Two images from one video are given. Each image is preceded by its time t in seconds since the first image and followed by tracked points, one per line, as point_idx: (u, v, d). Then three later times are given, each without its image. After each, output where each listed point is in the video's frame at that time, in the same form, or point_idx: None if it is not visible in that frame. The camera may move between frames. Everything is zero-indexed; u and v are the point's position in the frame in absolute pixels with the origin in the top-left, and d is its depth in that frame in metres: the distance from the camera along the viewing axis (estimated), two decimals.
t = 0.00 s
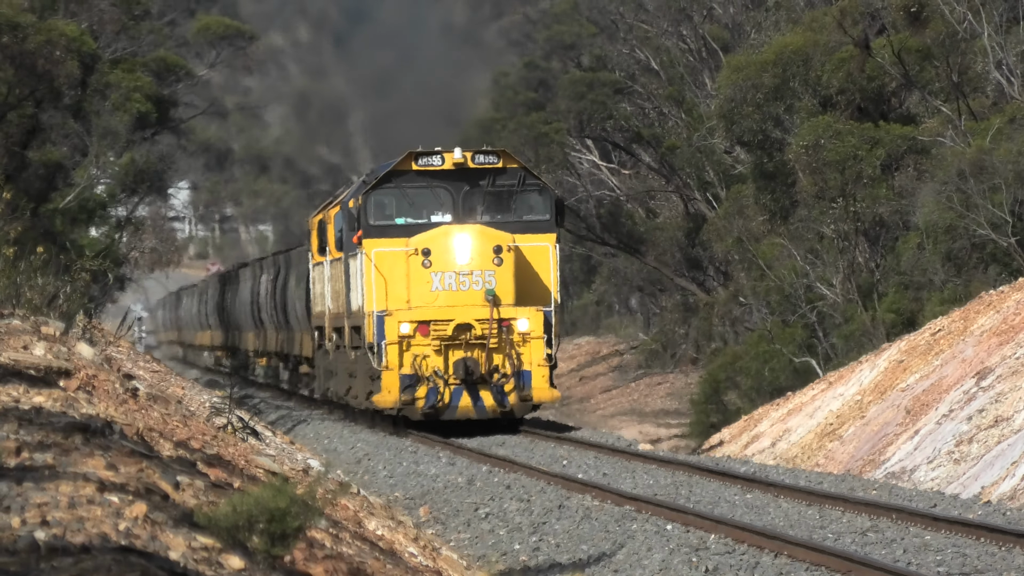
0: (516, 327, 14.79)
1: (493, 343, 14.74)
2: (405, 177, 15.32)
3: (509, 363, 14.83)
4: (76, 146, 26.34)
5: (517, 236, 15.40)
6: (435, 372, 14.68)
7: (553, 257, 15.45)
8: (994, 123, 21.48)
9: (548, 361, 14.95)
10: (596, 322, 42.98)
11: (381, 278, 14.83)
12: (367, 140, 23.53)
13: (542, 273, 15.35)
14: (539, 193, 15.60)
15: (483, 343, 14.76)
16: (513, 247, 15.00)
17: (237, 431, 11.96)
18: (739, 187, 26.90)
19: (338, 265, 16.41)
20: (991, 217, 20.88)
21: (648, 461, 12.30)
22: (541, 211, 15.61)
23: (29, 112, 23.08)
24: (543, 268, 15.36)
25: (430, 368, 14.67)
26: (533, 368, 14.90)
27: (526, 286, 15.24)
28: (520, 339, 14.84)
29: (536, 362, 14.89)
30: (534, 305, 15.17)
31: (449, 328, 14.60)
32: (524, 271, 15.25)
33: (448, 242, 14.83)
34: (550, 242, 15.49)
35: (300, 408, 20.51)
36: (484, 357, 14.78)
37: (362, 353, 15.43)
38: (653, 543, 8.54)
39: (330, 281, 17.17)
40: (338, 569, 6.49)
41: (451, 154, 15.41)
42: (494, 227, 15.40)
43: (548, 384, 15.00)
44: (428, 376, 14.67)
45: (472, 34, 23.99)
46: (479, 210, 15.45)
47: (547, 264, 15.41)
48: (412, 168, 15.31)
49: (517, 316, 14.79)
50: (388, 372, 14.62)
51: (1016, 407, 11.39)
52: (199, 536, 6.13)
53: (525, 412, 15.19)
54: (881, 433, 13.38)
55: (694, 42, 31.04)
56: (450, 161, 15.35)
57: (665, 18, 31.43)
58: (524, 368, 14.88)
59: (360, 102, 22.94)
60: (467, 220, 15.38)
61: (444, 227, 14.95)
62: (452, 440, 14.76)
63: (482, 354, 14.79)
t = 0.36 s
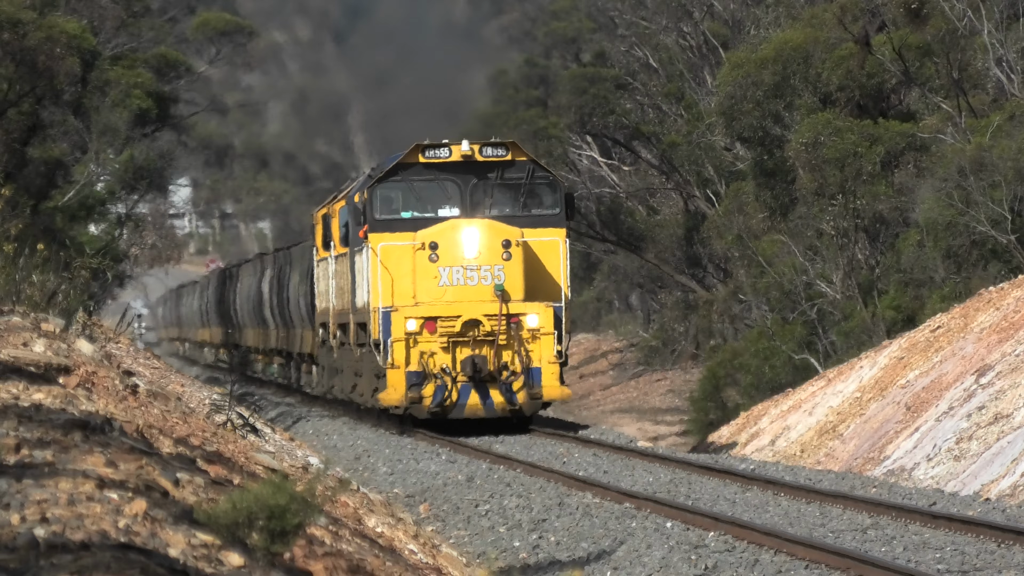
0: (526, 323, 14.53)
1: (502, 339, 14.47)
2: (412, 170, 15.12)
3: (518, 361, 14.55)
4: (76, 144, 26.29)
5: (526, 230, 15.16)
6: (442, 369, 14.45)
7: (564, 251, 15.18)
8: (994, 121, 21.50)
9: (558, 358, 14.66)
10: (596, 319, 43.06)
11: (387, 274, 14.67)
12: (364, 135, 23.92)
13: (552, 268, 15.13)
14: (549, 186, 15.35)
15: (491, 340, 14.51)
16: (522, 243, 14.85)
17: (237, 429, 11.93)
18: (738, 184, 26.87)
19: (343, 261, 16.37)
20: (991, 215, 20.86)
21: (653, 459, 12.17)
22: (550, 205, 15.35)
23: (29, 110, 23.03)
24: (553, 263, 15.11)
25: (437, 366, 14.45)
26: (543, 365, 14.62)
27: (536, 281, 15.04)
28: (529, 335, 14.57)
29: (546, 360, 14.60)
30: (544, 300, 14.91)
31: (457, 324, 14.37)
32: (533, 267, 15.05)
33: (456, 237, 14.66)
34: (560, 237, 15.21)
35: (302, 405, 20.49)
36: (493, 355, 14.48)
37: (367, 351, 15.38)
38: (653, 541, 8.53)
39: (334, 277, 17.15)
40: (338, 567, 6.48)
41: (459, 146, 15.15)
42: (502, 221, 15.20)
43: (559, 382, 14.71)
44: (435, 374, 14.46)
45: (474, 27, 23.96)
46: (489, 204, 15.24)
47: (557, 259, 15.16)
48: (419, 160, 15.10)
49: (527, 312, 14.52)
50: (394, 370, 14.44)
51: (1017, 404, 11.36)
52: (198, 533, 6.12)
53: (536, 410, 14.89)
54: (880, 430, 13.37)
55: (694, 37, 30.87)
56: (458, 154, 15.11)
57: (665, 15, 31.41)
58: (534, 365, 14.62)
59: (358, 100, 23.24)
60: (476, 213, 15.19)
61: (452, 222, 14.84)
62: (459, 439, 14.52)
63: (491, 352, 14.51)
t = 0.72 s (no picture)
0: (537, 324, 14.45)
1: (513, 341, 14.40)
2: (420, 167, 15.05)
3: (528, 362, 14.48)
4: (76, 144, 26.29)
5: (537, 229, 15.09)
6: (451, 371, 14.38)
7: (575, 250, 15.17)
8: (994, 121, 21.49)
9: (569, 360, 14.60)
10: (596, 319, 43.14)
11: (395, 273, 14.62)
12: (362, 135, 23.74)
13: (563, 266, 15.09)
14: (559, 184, 15.31)
15: (501, 341, 14.45)
16: (533, 241, 14.72)
17: (237, 429, 11.93)
18: (738, 185, 26.90)
19: (349, 258, 16.29)
20: (991, 214, 20.84)
21: (651, 460, 12.19)
22: (561, 203, 15.32)
23: (30, 110, 23.02)
24: (564, 261, 15.07)
25: (446, 367, 14.37)
26: (554, 367, 14.57)
27: (546, 279, 14.91)
28: (540, 336, 14.48)
29: (557, 361, 14.54)
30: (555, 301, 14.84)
31: (466, 324, 14.28)
32: (542, 264, 14.90)
33: (465, 235, 14.51)
34: (571, 235, 15.20)
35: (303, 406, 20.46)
36: (503, 355, 14.40)
37: (373, 351, 15.29)
38: (653, 541, 8.53)
39: (340, 276, 17.12)
40: (338, 568, 6.48)
41: (468, 142, 15.08)
42: (513, 219, 15.19)
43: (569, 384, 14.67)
44: (444, 375, 14.39)
45: (476, 27, 23.47)
46: (498, 201, 15.21)
47: (569, 256, 15.15)
48: (428, 156, 15.02)
49: (538, 312, 14.44)
50: (401, 371, 14.32)
51: (1017, 405, 11.35)
52: (198, 533, 6.13)
53: (546, 412, 14.86)
54: (881, 431, 13.36)
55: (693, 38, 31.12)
56: (467, 150, 15.03)
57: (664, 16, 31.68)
58: (545, 368, 14.55)
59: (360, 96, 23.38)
60: (485, 211, 15.15)
61: (461, 220, 14.68)
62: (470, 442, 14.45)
63: (501, 352, 14.43)
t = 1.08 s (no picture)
0: (546, 323, 14.29)
1: (522, 341, 14.25)
2: (427, 163, 14.81)
3: (538, 363, 14.34)
4: (75, 143, 26.31)
5: (546, 226, 14.85)
6: (459, 372, 14.21)
7: (586, 248, 14.96)
8: (994, 121, 21.47)
9: (579, 361, 14.43)
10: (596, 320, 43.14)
11: (401, 272, 14.41)
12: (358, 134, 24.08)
13: (573, 265, 14.92)
14: (569, 180, 15.03)
15: (510, 341, 14.29)
16: (541, 239, 14.57)
17: (236, 428, 11.94)
18: (737, 185, 26.87)
19: (353, 257, 16.20)
20: (990, 214, 20.81)
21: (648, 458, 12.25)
22: (572, 199, 15.05)
23: (29, 110, 23.00)
24: (574, 260, 14.90)
25: (454, 368, 14.21)
26: (563, 368, 14.38)
27: (555, 279, 14.78)
28: (550, 336, 14.32)
29: (566, 362, 14.36)
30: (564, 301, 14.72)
31: (474, 325, 14.13)
32: (551, 263, 14.78)
33: (473, 233, 14.37)
34: (581, 233, 14.97)
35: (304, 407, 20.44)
36: (512, 356, 14.26)
37: (378, 351, 15.16)
38: (651, 541, 8.53)
39: (344, 275, 17.02)
40: (337, 567, 6.53)
41: (476, 137, 14.80)
42: (522, 217, 14.90)
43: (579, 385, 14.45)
44: (452, 377, 14.22)
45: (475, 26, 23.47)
46: (507, 198, 14.93)
47: (579, 256, 14.95)
48: (434, 153, 14.78)
49: (547, 312, 14.29)
50: (408, 372, 14.15)
51: (1016, 405, 11.34)
52: (197, 532, 6.14)
53: (555, 415, 14.66)
54: (880, 431, 13.35)
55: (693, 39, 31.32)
56: (474, 146, 14.76)
57: (663, 15, 31.62)
58: (554, 368, 14.38)
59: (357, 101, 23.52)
60: (494, 208, 14.88)
61: (468, 217, 14.50)
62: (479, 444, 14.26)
63: (510, 353, 14.30)
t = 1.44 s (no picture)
0: (556, 324, 13.64)
1: (531, 342, 13.59)
2: (434, 160, 14.29)
3: (548, 365, 13.64)
4: (74, 144, 26.29)
5: (557, 225, 14.24)
6: (467, 375, 13.56)
7: (597, 248, 14.30)
8: (992, 122, 21.46)
9: (591, 363, 13.74)
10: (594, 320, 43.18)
11: (407, 271, 13.83)
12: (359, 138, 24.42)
13: (584, 264, 14.26)
14: (581, 178, 14.45)
15: (519, 342, 13.63)
16: (551, 237, 13.94)
17: (234, 430, 11.92)
18: (735, 186, 26.87)
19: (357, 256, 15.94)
20: (988, 215, 20.79)
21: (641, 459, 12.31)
22: (583, 198, 14.44)
23: (28, 111, 23.00)
24: (585, 260, 14.25)
25: (461, 371, 13.56)
26: (574, 370, 13.70)
27: (566, 279, 14.11)
28: (560, 337, 13.67)
29: (578, 364, 13.68)
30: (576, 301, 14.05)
31: (482, 326, 13.50)
32: (562, 262, 14.13)
33: (482, 231, 13.76)
34: (593, 232, 14.32)
35: (304, 409, 20.37)
36: (521, 358, 13.59)
37: (383, 354, 14.78)
38: (650, 542, 8.54)
39: (348, 275, 16.76)
40: (336, 568, 6.48)
41: (484, 134, 14.25)
42: (531, 215, 14.30)
43: (591, 388, 13.75)
44: (459, 380, 13.58)
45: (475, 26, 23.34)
46: (517, 196, 14.36)
47: (590, 256, 14.31)
48: (442, 150, 14.25)
49: (557, 312, 13.64)
50: (415, 375, 13.57)
51: (1014, 406, 11.35)
52: (196, 533, 6.14)
53: (567, 418, 13.94)
54: (879, 432, 13.36)
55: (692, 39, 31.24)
56: (483, 143, 14.21)
57: (662, 16, 31.56)
58: (565, 370, 13.69)
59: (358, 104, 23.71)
60: (502, 207, 14.31)
61: (477, 215, 13.91)
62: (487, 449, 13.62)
63: (519, 355, 13.62)
